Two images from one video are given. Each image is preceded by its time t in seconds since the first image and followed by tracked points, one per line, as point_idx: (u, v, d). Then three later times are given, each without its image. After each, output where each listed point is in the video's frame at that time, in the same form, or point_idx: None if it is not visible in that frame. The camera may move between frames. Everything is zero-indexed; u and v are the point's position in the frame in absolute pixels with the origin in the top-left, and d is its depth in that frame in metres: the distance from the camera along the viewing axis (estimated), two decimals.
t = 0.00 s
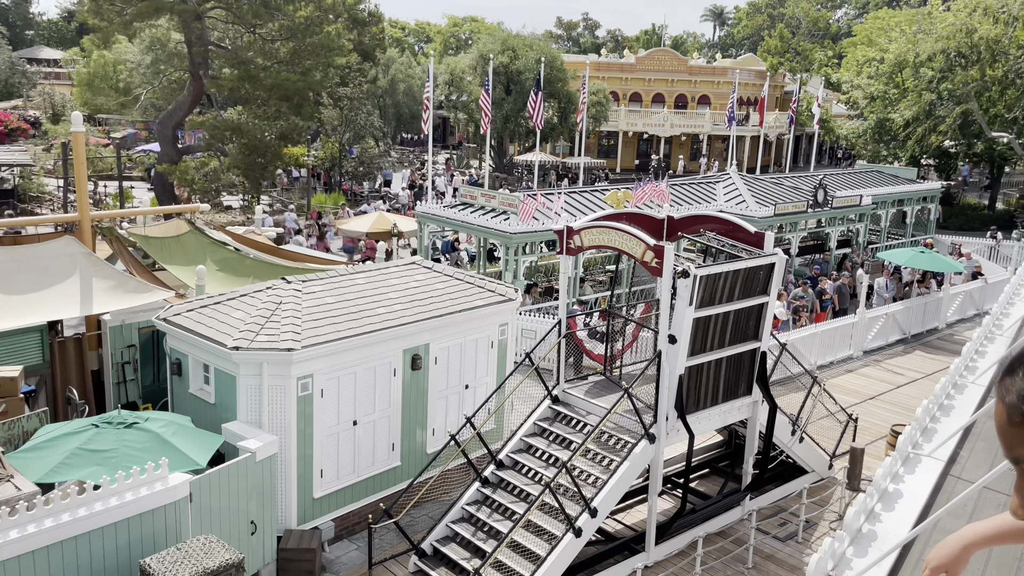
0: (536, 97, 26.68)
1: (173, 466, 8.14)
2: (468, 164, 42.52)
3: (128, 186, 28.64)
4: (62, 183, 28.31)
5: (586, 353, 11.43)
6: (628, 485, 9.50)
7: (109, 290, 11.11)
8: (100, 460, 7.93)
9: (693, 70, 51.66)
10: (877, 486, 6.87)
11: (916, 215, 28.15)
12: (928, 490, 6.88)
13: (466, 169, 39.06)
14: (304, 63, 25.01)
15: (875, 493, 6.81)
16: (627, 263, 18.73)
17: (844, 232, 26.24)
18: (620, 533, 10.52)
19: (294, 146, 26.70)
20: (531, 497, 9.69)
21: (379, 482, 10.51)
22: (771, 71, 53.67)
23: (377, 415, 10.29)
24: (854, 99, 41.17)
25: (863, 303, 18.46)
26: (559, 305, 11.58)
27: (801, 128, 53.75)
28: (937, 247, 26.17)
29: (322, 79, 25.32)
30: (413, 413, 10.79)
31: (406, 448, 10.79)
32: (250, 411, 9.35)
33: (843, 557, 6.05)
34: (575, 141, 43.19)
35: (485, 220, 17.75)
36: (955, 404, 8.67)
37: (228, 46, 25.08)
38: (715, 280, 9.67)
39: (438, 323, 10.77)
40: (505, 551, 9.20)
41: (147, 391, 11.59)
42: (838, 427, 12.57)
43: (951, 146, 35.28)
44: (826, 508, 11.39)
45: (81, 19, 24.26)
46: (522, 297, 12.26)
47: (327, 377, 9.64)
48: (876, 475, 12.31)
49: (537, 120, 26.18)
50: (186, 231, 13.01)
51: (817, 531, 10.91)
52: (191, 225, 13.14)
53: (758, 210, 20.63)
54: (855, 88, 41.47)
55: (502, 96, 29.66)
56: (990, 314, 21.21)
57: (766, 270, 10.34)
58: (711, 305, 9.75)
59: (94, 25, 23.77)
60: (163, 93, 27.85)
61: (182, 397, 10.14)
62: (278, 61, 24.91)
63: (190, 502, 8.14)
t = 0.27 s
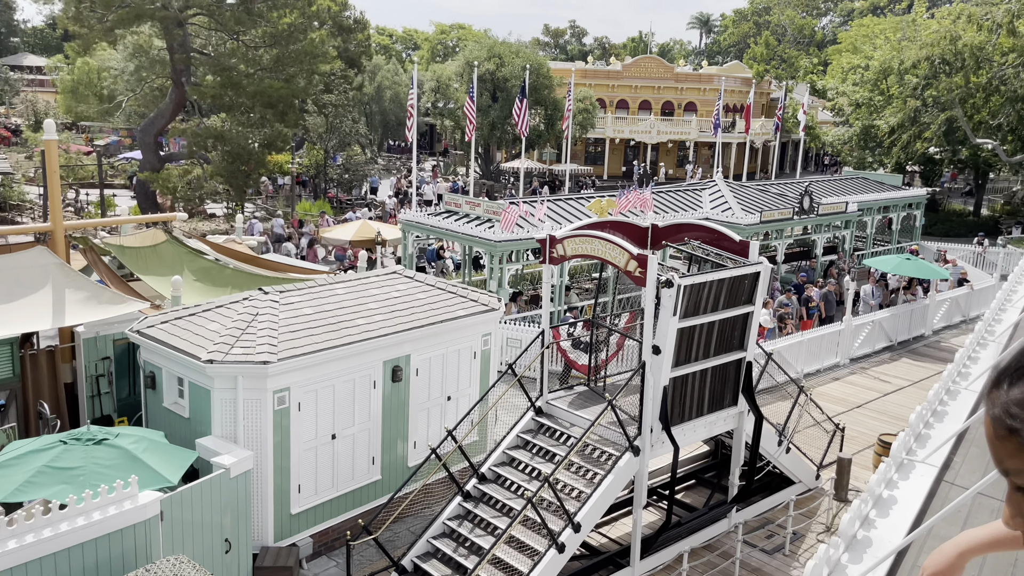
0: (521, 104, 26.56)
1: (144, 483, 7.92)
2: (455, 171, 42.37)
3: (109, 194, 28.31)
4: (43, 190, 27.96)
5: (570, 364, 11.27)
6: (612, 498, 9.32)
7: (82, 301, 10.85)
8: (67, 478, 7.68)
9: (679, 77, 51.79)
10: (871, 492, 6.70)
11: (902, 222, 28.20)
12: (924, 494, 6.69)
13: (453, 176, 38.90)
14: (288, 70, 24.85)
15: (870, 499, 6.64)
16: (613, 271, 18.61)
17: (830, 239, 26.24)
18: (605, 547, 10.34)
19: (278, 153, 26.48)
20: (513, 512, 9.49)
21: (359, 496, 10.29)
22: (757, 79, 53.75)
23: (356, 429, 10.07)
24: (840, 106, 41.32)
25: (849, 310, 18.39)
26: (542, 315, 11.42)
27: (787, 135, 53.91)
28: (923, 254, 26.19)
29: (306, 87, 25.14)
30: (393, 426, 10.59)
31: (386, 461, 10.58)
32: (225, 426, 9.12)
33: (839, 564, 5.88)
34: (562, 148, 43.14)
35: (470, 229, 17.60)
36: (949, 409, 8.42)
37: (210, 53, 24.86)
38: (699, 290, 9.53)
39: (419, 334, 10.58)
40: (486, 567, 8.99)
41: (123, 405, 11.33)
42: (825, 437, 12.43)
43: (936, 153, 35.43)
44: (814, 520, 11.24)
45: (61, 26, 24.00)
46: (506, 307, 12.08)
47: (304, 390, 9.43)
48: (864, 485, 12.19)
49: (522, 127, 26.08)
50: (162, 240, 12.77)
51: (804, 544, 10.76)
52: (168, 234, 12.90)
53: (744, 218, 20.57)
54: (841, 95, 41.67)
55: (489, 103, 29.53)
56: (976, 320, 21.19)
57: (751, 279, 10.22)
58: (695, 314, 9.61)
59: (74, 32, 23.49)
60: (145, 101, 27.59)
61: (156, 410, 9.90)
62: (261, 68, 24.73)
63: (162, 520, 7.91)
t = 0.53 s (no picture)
0: (508, 110, 26.38)
1: (115, 501, 7.69)
2: (444, 177, 42.17)
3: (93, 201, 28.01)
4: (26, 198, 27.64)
5: (556, 374, 11.08)
6: (599, 512, 9.15)
7: (57, 312, 10.61)
8: (35, 496, 7.42)
9: (668, 83, 51.81)
10: (870, 498, 6.51)
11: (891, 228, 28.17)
12: (924, 499, 6.50)
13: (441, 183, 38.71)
14: (273, 76, 24.64)
15: (868, 505, 6.44)
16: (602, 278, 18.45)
17: (820, 245, 26.17)
18: (592, 561, 10.14)
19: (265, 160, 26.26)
20: (498, 526, 9.28)
21: (341, 511, 10.07)
22: (746, 84, 53.53)
23: (337, 442, 9.86)
24: (829, 112, 41.36)
25: (838, 317, 18.28)
26: (528, 325, 11.22)
27: (776, 141, 54.01)
28: (912, 260, 26.14)
29: (292, 93, 24.93)
30: (376, 438, 10.37)
31: (369, 475, 10.36)
32: (202, 441, 8.89)
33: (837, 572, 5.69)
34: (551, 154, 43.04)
35: (456, 236, 17.42)
36: (945, 414, 8.22)
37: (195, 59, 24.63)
38: (687, 299, 9.37)
39: (402, 345, 10.37)
40: None
41: (99, 418, 11.07)
42: (815, 447, 12.27)
43: (925, 159, 35.48)
44: (804, 532, 11.07)
45: (44, 32, 23.73)
46: (491, 316, 11.89)
47: (283, 403, 9.21)
48: (854, 496, 12.02)
49: (510, 133, 25.94)
50: (141, 249, 12.54)
51: (795, 557, 10.58)
52: (147, 243, 12.66)
53: (733, 224, 20.47)
54: (829, 101, 41.75)
55: (477, 109, 29.38)
56: (966, 326, 21.11)
57: (739, 288, 10.06)
58: (683, 324, 9.44)
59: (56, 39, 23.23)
60: (129, 107, 27.31)
61: (132, 424, 9.66)
62: (247, 74, 24.52)
63: (133, 538, 7.67)
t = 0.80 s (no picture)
0: (497, 117, 26.24)
1: (85, 520, 7.45)
2: (435, 184, 41.98)
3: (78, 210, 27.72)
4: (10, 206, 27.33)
5: (543, 385, 10.89)
6: (587, 526, 8.95)
7: (32, 325, 10.31)
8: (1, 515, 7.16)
9: (659, 90, 51.81)
10: (869, 505, 6.46)
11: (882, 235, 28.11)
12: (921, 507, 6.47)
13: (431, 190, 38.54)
14: (260, 83, 24.44)
15: (867, 513, 6.40)
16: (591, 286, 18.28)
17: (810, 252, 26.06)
18: None
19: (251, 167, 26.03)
20: (483, 543, 9.06)
21: (323, 527, 9.84)
22: (736, 91, 53.70)
23: (318, 456, 9.62)
24: (820, 119, 41.39)
25: (829, 324, 18.13)
26: (515, 335, 10.97)
27: (767, 147, 54.05)
28: (903, 267, 26.06)
29: (279, 100, 24.72)
30: (358, 452, 10.14)
31: (351, 490, 10.12)
32: (178, 457, 8.64)
33: None
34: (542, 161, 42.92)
35: (443, 244, 17.22)
36: (943, 422, 8.21)
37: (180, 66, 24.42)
38: (675, 309, 9.18)
39: (385, 357, 10.15)
40: None
41: (76, 431, 10.84)
42: (806, 458, 12.10)
43: (915, 165, 35.49)
44: (796, 545, 10.86)
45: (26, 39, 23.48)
46: (477, 326, 11.66)
47: (261, 417, 8.97)
48: (846, 507, 11.85)
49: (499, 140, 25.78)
50: (120, 259, 12.30)
51: (786, 571, 10.38)
52: (126, 252, 12.43)
53: (723, 231, 20.33)
54: (819, 107, 41.78)
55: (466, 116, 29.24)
56: (958, 333, 21.00)
57: (728, 297, 9.88)
58: (671, 334, 9.26)
59: (39, 46, 22.97)
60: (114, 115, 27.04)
61: (106, 439, 9.41)
62: (233, 81, 24.32)
63: (105, 559, 7.39)
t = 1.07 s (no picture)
0: (488, 124, 26.12)
1: (58, 539, 7.25)
2: (427, 190, 41.81)
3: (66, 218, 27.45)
4: None
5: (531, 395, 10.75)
6: (576, 538, 8.77)
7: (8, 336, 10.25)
8: None
9: (651, 96, 51.79)
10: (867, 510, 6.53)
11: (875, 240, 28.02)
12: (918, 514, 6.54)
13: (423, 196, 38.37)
14: (248, 89, 24.25)
15: (865, 518, 6.48)
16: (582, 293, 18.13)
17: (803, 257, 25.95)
18: None
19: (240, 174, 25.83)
20: (469, 557, 8.86)
21: (307, 542, 9.64)
22: (728, 97, 53.75)
23: (301, 470, 9.43)
24: (811, 124, 41.45)
25: (822, 330, 18.00)
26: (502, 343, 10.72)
27: (760, 153, 54.05)
28: (896, 272, 25.96)
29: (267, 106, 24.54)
30: (343, 465, 9.95)
31: (336, 503, 9.93)
32: (156, 472, 8.44)
33: None
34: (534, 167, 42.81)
35: (433, 251, 17.05)
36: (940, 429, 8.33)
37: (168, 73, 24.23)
38: (664, 317, 9.03)
39: (369, 368, 9.97)
40: None
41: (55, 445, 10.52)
42: (799, 467, 11.94)
43: (907, 170, 35.48)
44: (789, 556, 10.69)
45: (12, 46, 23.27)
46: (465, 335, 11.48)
47: (242, 431, 8.78)
48: (840, 517, 11.70)
49: (489, 146, 25.63)
50: (101, 269, 12.11)
51: None
52: (107, 262, 12.24)
53: (715, 237, 20.22)
54: (811, 112, 41.80)
55: (458, 122, 29.09)
56: (951, 339, 20.90)
57: (718, 305, 9.72)
58: (661, 343, 9.10)
59: (25, 53, 22.74)
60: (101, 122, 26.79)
61: (83, 454, 9.21)
62: (221, 87, 24.13)
63: None
